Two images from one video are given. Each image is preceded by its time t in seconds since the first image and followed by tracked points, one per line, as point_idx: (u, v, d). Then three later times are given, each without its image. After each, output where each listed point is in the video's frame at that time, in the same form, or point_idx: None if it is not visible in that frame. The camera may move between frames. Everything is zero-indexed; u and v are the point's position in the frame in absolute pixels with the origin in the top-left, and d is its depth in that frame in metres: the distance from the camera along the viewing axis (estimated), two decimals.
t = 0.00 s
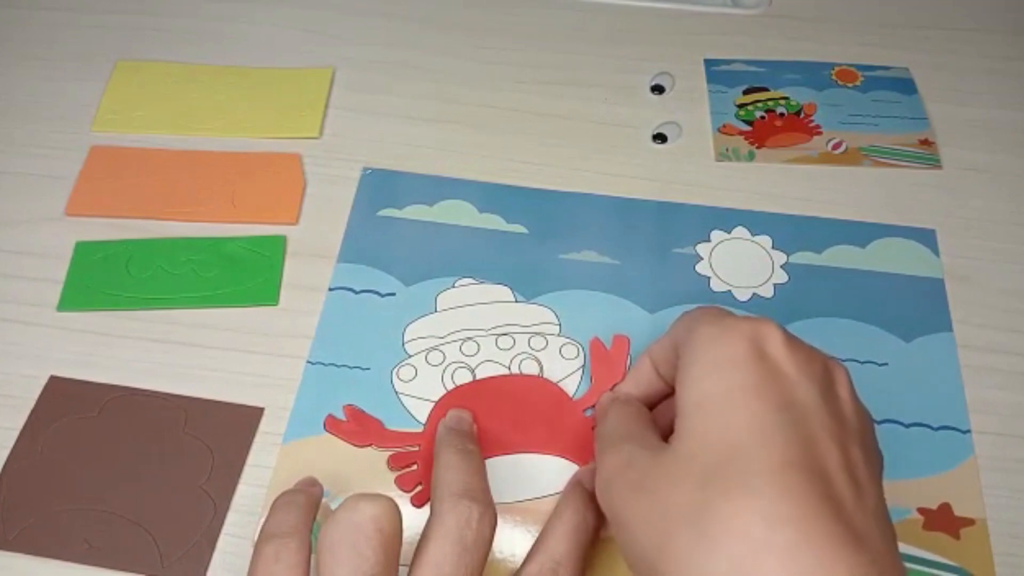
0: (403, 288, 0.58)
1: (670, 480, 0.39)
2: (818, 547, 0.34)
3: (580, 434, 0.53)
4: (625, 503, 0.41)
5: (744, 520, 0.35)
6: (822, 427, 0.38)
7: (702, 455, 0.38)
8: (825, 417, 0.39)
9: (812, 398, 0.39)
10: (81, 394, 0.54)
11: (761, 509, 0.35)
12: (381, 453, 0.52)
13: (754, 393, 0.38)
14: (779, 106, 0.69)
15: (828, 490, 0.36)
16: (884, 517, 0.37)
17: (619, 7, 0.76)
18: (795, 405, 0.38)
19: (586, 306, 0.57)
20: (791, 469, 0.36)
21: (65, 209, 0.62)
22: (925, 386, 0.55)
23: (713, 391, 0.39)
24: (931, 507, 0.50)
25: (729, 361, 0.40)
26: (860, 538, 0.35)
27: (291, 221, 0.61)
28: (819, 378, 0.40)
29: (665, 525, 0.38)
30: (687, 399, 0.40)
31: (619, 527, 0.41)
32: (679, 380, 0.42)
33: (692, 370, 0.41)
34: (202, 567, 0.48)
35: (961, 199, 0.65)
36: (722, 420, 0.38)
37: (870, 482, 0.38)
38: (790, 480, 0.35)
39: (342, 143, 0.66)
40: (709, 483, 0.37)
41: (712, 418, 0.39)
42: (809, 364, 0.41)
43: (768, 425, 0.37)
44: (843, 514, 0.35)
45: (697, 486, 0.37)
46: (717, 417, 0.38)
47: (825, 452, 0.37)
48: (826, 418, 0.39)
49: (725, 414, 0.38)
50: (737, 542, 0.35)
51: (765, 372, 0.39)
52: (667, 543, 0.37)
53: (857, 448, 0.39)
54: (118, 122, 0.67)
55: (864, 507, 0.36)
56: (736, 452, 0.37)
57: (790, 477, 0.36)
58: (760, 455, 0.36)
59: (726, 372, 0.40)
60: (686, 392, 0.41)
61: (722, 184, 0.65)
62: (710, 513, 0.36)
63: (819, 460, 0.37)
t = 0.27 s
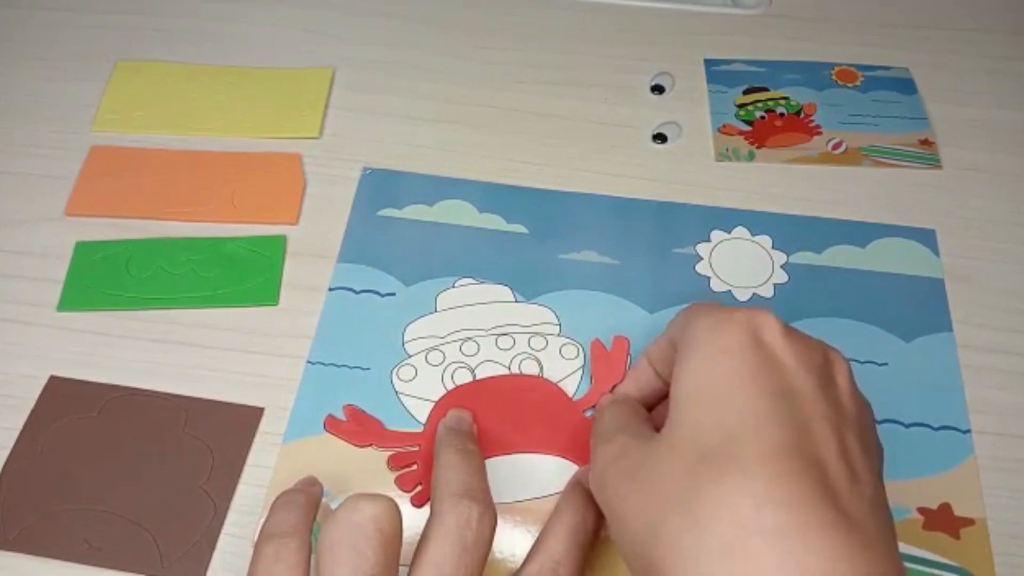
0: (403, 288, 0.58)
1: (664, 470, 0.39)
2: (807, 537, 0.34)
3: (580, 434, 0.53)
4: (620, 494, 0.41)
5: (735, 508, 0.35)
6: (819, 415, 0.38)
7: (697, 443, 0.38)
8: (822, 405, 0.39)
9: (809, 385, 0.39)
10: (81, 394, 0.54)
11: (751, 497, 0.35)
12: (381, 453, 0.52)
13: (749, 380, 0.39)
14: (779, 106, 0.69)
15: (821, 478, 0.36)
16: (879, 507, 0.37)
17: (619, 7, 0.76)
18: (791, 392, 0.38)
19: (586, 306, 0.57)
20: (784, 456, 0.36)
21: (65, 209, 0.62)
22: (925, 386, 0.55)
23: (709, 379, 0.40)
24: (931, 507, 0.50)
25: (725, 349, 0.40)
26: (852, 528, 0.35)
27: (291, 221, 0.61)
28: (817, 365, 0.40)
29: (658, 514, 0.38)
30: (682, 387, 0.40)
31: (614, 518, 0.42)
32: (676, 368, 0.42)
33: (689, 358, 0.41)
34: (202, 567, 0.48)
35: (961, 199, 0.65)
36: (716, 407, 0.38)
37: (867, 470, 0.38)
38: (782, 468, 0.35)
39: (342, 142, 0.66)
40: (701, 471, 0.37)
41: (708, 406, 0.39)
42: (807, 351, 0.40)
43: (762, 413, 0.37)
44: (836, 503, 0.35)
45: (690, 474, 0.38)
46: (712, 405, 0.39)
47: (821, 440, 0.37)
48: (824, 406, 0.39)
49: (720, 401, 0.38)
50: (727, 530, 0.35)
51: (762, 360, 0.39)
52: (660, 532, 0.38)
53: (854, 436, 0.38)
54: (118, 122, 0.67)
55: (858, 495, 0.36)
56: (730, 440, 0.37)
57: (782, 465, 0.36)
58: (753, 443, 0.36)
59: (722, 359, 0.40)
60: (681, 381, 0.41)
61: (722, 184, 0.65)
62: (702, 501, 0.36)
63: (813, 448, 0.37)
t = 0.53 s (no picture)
0: (403, 288, 0.58)
1: (715, 458, 0.41)
2: (864, 525, 0.36)
3: (581, 435, 0.53)
4: (668, 480, 0.43)
5: (795, 495, 0.37)
6: (871, 413, 0.42)
7: (751, 434, 0.41)
8: (870, 402, 0.42)
9: (858, 385, 0.42)
10: (81, 394, 0.54)
11: (813, 484, 0.38)
12: (381, 453, 0.52)
13: (805, 377, 0.41)
14: (779, 106, 0.69)
15: (874, 469, 0.39)
16: (922, 495, 0.40)
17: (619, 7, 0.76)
18: (842, 390, 0.42)
19: (587, 306, 0.57)
20: (840, 449, 0.39)
21: (65, 209, 0.62)
22: (925, 387, 0.55)
23: (763, 373, 0.42)
24: (931, 507, 0.50)
25: (780, 346, 0.43)
26: (903, 516, 0.37)
27: (291, 221, 0.61)
28: (862, 368, 0.44)
29: (711, 499, 0.40)
30: (732, 381, 0.43)
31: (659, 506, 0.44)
32: (725, 363, 0.45)
33: (740, 354, 0.44)
34: (202, 567, 0.48)
35: (961, 199, 0.65)
36: (774, 400, 0.41)
37: (907, 462, 0.41)
38: (840, 459, 0.38)
39: (342, 142, 0.66)
40: (760, 459, 0.40)
41: (763, 399, 0.41)
42: (856, 353, 0.44)
43: (817, 410, 0.40)
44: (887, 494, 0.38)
45: (747, 462, 0.40)
46: (768, 399, 0.41)
47: (874, 436, 0.40)
48: (872, 404, 0.42)
49: (775, 396, 0.41)
50: (789, 515, 0.37)
51: (814, 358, 0.42)
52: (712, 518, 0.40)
53: (896, 434, 0.42)
54: (118, 122, 0.67)
55: (902, 486, 0.39)
56: (787, 432, 0.40)
57: (840, 457, 0.38)
58: (813, 435, 0.39)
59: (775, 355, 0.42)
60: (733, 375, 0.43)
61: (721, 184, 0.65)
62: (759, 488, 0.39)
63: (869, 444, 0.40)
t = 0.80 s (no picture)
0: (402, 288, 0.58)
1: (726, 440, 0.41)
2: (879, 519, 0.37)
3: (580, 435, 0.53)
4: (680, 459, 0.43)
5: (809, 486, 0.38)
6: (877, 394, 0.42)
7: (763, 417, 0.41)
8: (876, 382, 0.42)
9: (864, 364, 0.42)
10: (81, 394, 0.54)
11: (826, 475, 0.38)
12: (381, 453, 0.52)
13: (814, 359, 0.41)
14: (779, 106, 0.69)
15: (884, 456, 0.39)
16: (928, 478, 0.40)
17: (619, 6, 0.76)
18: (852, 371, 0.42)
19: (586, 306, 0.57)
20: (852, 437, 0.39)
21: (65, 209, 0.62)
22: (926, 387, 0.55)
23: (773, 355, 0.42)
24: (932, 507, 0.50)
25: (789, 326, 0.42)
26: (915, 505, 0.38)
27: (291, 221, 0.61)
28: (869, 344, 0.43)
29: (724, 483, 0.41)
30: (740, 362, 0.43)
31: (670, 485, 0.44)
32: (733, 340, 0.44)
33: (748, 332, 0.43)
34: (202, 567, 0.48)
35: (960, 199, 0.65)
36: (785, 384, 0.41)
37: (915, 443, 0.41)
38: (852, 448, 0.39)
39: (342, 142, 0.66)
40: (774, 447, 0.40)
41: (774, 382, 0.41)
42: (862, 331, 0.43)
43: (826, 396, 0.40)
44: (898, 482, 0.38)
45: (756, 448, 0.40)
46: (779, 382, 0.41)
47: (880, 419, 0.41)
48: (879, 385, 0.42)
49: (785, 379, 0.41)
50: (805, 507, 0.38)
51: (822, 338, 0.42)
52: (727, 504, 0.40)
53: (903, 413, 0.42)
54: (118, 122, 0.67)
55: (912, 470, 0.40)
56: (799, 417, 0.40)
57: (852, 445, 0.39)
58: (824, 422, 0.39)
59: (784, 335, 0.42)
60: (742, 354, 0.43)
61: (721, 184, 0.65)
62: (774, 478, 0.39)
63: (875, 429, 0.40)
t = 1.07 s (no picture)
0: (402, 288, 0.58)
1: (720, 433, 0.42)
2: (868, 509, 0.37)
3: (580, 434, 0.53)
4: (676, 453, 0.44)
5: (802, 477, 0.38)
6: (865, 389, 0.42)
7: (755, 410, 0.41)
8: (866, 378, 0.43)
9: (854, 360, 0.43)
10: (81, 394, 0.54)
11: (817, 465, 0.38)
12: (381, 453, 0.52)
13: (806, 353, 0.42)
14: (779, 106, 0.69)
15: (873, 449, 0.40)
16: (916, 472, 0.41)
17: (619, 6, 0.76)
18: (842, 366, 0.42)
19: (586, 306, 0.57)
20: (843, 430, 0.40)
21: (65, 209, 0.62)
22: (926, 388, 0.55)
23: (765, 350, 0.43)
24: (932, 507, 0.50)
25: (781, 322, 0.43)
26: (902, 496, 0.38)
27: (291, 221, 0.61)
28: (860, 341, 0.44)
29: (719, 475, 0.41)
30: (734, 357, 0.43)
31: (668, 480, 0.45)
32: (727, 336, 0.45)
33: (741, 327, 0.44)
34: (202, 567, 0.48)
35: (960, 199, 0.65)
36: (777, 378, 0.42)
37: (903, 438, 0.42)
38: (842, 440, 0.39)
39: (342, 142, 0.66)
40: (766, 439, 0.40)
41: (766, 375, 0.42)
42: (853, 328, 0.44)
43: (815, 388, 0.41)
44: (887, 475, 0.39)
45: (748, 439, 0.41)
46: (770, 375, 0.42)
47: (868, 413, 0.41)
48: (867, 380, 0.43)
49: (777, 373, 0.42)
50: (797, 498, 0.38)
51: (814, 333, 0.43)
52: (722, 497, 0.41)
53: (892, 410, 0.43)
54: (118, 122, 0.67)
55: (901, 464, 0.40)
56: (791, 410, 0.40)
57: (842, 437, 0.39)
58: (813, 413, 0.40)
59: (776, 330, 0.43)
60: (735, 349, 0.44)
61: (721, 184, 0.65)
62: (767, 469, 0.39)
63: (864, 422, 0.41)
